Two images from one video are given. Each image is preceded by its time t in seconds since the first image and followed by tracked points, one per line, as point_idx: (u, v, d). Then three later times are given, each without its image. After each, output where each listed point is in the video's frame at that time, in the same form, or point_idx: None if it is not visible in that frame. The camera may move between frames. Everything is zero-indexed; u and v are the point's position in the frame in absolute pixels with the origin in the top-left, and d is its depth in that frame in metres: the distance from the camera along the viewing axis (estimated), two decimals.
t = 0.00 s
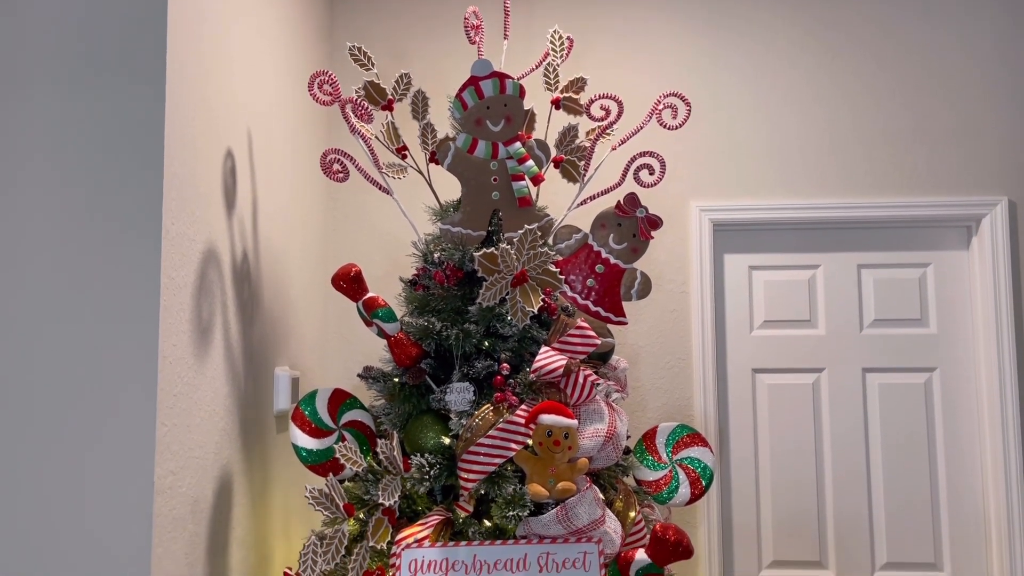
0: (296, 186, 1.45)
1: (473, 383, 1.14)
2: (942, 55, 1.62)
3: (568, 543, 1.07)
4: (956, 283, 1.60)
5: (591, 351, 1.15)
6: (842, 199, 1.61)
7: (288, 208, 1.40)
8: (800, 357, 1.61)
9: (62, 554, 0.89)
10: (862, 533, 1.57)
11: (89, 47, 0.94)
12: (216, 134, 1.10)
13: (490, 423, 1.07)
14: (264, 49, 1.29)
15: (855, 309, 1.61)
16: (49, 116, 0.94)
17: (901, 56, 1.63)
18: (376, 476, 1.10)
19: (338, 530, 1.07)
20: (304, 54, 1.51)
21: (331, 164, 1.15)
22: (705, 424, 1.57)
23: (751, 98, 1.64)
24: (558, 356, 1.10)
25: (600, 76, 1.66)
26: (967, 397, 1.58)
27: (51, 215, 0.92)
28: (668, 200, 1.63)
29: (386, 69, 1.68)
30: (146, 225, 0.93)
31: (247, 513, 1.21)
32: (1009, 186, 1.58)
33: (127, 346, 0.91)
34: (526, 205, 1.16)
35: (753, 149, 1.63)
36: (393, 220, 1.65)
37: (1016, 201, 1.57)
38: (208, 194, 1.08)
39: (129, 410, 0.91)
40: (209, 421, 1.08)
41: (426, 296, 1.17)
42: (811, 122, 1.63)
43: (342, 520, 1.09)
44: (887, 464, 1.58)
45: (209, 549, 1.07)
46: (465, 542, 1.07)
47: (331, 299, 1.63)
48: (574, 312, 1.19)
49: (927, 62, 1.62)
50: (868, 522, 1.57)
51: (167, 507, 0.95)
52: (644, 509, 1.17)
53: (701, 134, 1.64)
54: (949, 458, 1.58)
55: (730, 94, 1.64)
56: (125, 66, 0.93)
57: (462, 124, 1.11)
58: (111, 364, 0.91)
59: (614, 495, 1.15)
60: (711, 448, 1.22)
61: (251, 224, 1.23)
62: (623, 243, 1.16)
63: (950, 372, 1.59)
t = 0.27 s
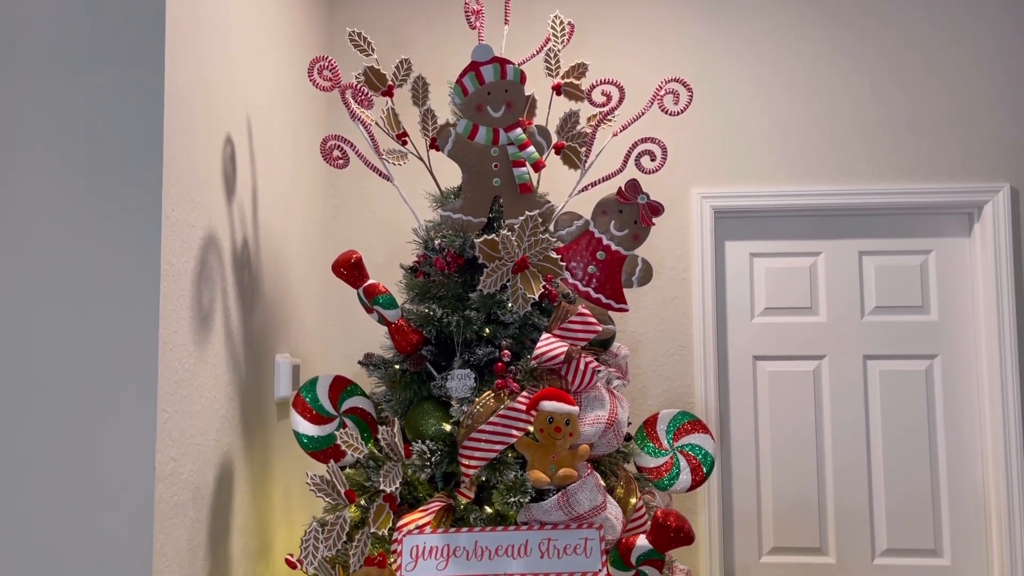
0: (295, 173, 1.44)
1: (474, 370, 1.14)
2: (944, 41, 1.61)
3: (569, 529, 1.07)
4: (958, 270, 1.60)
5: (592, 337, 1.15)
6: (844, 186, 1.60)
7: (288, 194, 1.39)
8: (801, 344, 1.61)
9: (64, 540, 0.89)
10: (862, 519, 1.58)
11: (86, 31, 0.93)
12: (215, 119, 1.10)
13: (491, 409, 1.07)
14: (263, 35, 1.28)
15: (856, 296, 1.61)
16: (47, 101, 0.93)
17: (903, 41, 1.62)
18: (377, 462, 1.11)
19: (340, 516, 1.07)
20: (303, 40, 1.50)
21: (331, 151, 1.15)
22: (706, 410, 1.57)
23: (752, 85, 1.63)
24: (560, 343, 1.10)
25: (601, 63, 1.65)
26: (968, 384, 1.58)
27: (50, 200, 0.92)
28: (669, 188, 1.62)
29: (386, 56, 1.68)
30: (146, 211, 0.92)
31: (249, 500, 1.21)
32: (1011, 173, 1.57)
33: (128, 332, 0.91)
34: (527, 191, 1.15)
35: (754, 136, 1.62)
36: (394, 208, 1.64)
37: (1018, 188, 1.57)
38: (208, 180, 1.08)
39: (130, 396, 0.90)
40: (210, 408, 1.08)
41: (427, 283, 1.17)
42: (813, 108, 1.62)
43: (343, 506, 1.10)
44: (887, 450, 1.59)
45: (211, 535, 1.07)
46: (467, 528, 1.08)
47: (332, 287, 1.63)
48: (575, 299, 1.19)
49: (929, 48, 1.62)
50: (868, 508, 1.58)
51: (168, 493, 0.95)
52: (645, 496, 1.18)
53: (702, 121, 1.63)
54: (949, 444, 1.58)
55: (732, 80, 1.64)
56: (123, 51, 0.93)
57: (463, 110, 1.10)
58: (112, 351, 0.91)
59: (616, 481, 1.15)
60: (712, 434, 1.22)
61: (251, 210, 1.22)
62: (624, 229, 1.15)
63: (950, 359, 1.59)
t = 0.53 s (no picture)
0: (295, 160, 1.44)
1: (474, 356, 1.14)
2: (946, 26, 1.60)
3: (569, 515, 1.07)
4: (959, 257, 1.60)
5: (592, 325, 1.15)
6: (845, 172, 1.60)
7: (288, 181, 1.39)
8: (801, 331, 1.61)
9: (65, 526, 0.89)
10: (862, 505, 1.58)
11: (82, 15, 0.92)
12: (214, 105, 1.09)
13: (491, 396, 1.06)
14: (261, 20, 1.28)
15: (857, 283, 1.61)
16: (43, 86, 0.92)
17: (905, 27, 1.61)
18: (377, 449, 1.11)
19: (340, 502, 1.07)
20: (301, 26, 1.49)
21: (330, 137, 1.15)
22: (706, 397, 1.57)
23: (753, 72, 1.63)
24: (560, 329, 1.10)
25: (601, 50, 1.65)
26: (968, 370, 1.58)
27: (46, 186, 0.91)
28: (669, 175, 1.62)
29: (385, 42, 1.67)
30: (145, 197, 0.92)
31: (250, 486, 1.21)
32: (1013, 159, 1.57)
33: (126, 319, 0.90)
34: (527, 177, 1.15)
35: (755, 123, 1.61)
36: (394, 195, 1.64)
37: (1020, 174, 1.56)
38: (207, 166, 1.07)
39: (129, 383, 0.90)
40: (210, 395, 1.08)
41: (427, 270, 1.17)
42: (814, 95, 1.62)
43: (344, 492, 1.09)
44: (886, 436, 1.59)
45: (212, 521, 1.08)
46: (467, 514, 1.08)
47: (332, 274, 1.63)
48: (575, 286, 1.19)
49: (931, 33, 1.61)
50: (868, 494, 1.58)
51: (169, 479, 0.95)
52: (646, 482, 1.19)
53: (702, 108, 1.62)
54: (949, 430, 1.58)
55: (732, 67, 1.63)
56: (119, 36, 0.92)
57: (463, 96, 1.09)
58: (111, 338, 0.90)
59: (616, 467, 1.16)
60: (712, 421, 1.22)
61: (250, 197, 1.22)
62: (624, 216, 1.15)
63: (951, 346, 1.59)
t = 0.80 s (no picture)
0: (293, 145, 1.43)
1: (474, 342, 1.14)
2: (949, 10, 1.59)
3: (569, 500, 1.07)
4: (959, 243, 1.60)
5: (592, 310, 1.15)
6: (847, 158, 1.59)
7: (286, 166, 1.38)
8: (801, 317, 1.61)
9: (64, 511, 0.89)
10: (860, 490, 1.59)
11: None
12: (212, 89, 1.08)
13: (491, 380, 1.06)
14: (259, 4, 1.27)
15: (857, 268, 1.61)
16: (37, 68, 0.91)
17: (907, 11, 1.60)
18: (377, 434, 1.11)
19: (340, 487, 1.07)
20: (299, 9, 1.48)
21: (329, 121, 1.14)
22: (705, 383, 1.58)
23: (754, 57, 1.62)
24: (559, 315, 1.10)
25: (601, 35, 1.64)
26: (968, 355, 1.58)
27: (40, 169, 0.90)
28: (669, 161, 1.61)
29: (384, 27, 1.66)
30: (141, 181, 0.91)
31: (250, 472, 1.21)
32: (1015, 144, 1.56)
33: (124, 304, 0.90)
34: (527, 161, 1.14)
35: (756, 108, 1.61)
36: (393, 181, 1.63)
37: (1021, 160, 1.56)
38: (205, 151, 1.06)
39: (128, 367, 0.90)
40: (210, 380, 1.08)
41: (426, 255, 1.17)
42: (815, 80, 1.61)
43: (344, 477, 1.09)
44: (886, 422, 1.59)
45: (211, 506, 1.08)
46: (467, 499, 1.09)
47: (331, 260, 1.63)
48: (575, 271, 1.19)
49: (933, 17, 1.60)
50: (867, 479, 1.59)
51: (169, 464, 0.95)
52: (645, 468, 1.19)
53: (703, 93, 1.62)
54: (948, 415, 1.58)
55: (733, 52, 1.62)
56: (114, 18, 0.91)
57: (462, 80, 1.10)
58: (108, 323, 0.90)
59: (615, 452, 1.16)
60: (711, 406, 1.22)
61: (249, 182, 1.21)
62: (624, 201, 1.15)
63: (951, 332, 1.59)
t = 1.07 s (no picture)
0: (292, 129, 1.42)
1: (474, 326, 1.14)
2: None
3: (569, 484, 1.07)
4: (960, 228, 1.59)
5: (592, 294, 1.15)
6: (848, 143, 1.58)
7: (285, 150, 1.38)
8: (801, 303, 1.61)
9: (64, 494, 0.89)
10: (860, 475, 1.59)
11: None
12: (210, 72, 1.08)
13: (491, 364, 1.06)
14: None
15: (858, 253, 1.60)
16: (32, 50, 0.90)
17: None
18: (377, 418, 1.11)
19: (341, 471, 1.07)
20: None
21: (328, 105, 1.14)
22: (705, 368, 1.58)
23: (756, 42, 1.61)
24: (560, 299, 1.10)
25: (602, 19, 1.63)
26: (969, 340, 1.58)
27: (36, 152, 0.89)
28: (670, 146, 1.61)
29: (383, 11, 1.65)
30: (139, 164, 0.90)
31: (250, 457, 1.22)
32: (1017, 129, 1.56)
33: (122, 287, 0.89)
34: (527, 145, 1.13)
35: (757, 93, 1.60)
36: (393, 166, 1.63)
37: (1023, 144, 1.55)
38: (203, 134, 1.06)
39: (127, 351, 0.90)
40: (210, 364, 1.08)
41: (426, 240, 1.16)
42: (817, 64, 1.60)
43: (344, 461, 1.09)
44: (886, 407, 1.59)
45: (212, 490, 1.08)
46: (467, 483, 1.09)
47: (331, 245, 1.62)
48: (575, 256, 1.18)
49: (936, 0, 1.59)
50: (866, 464, 1.59)
51: (169, 449, 0.95)
52: (644, 453, 1.19)
53: (704, 78, 1.61)
54: (948, 401, 1.59)
55: (735, 36, 1.61)
56: None
57: (462, 63, 1.09)
58: (106, 306, 0.89)
59: (615, 437, 1.16)
60: (712, 391, 1.22)
61: (247, 166, 1.21)
62: (625, 185, 1.14)
63: (952, 318, 1.59)
